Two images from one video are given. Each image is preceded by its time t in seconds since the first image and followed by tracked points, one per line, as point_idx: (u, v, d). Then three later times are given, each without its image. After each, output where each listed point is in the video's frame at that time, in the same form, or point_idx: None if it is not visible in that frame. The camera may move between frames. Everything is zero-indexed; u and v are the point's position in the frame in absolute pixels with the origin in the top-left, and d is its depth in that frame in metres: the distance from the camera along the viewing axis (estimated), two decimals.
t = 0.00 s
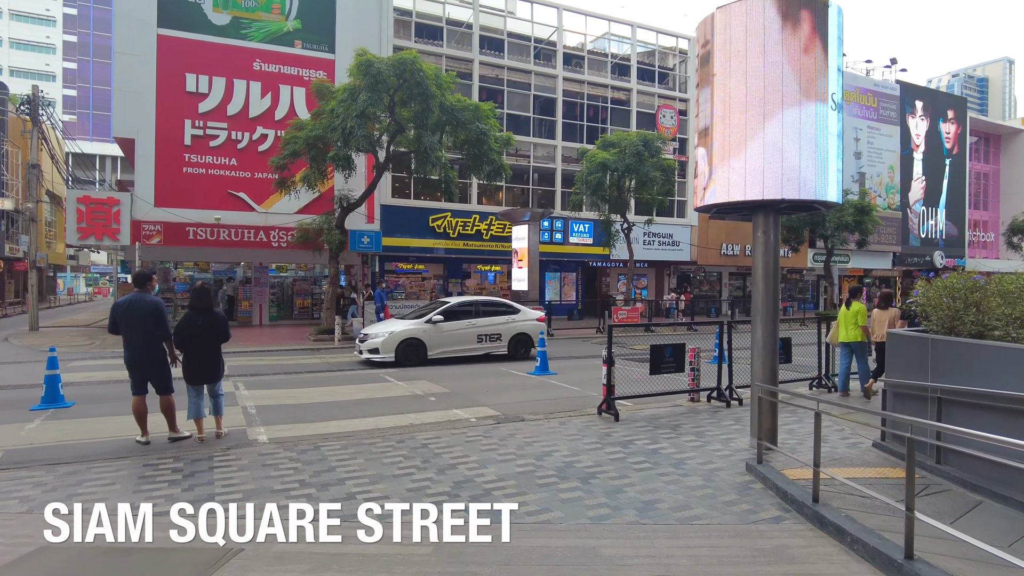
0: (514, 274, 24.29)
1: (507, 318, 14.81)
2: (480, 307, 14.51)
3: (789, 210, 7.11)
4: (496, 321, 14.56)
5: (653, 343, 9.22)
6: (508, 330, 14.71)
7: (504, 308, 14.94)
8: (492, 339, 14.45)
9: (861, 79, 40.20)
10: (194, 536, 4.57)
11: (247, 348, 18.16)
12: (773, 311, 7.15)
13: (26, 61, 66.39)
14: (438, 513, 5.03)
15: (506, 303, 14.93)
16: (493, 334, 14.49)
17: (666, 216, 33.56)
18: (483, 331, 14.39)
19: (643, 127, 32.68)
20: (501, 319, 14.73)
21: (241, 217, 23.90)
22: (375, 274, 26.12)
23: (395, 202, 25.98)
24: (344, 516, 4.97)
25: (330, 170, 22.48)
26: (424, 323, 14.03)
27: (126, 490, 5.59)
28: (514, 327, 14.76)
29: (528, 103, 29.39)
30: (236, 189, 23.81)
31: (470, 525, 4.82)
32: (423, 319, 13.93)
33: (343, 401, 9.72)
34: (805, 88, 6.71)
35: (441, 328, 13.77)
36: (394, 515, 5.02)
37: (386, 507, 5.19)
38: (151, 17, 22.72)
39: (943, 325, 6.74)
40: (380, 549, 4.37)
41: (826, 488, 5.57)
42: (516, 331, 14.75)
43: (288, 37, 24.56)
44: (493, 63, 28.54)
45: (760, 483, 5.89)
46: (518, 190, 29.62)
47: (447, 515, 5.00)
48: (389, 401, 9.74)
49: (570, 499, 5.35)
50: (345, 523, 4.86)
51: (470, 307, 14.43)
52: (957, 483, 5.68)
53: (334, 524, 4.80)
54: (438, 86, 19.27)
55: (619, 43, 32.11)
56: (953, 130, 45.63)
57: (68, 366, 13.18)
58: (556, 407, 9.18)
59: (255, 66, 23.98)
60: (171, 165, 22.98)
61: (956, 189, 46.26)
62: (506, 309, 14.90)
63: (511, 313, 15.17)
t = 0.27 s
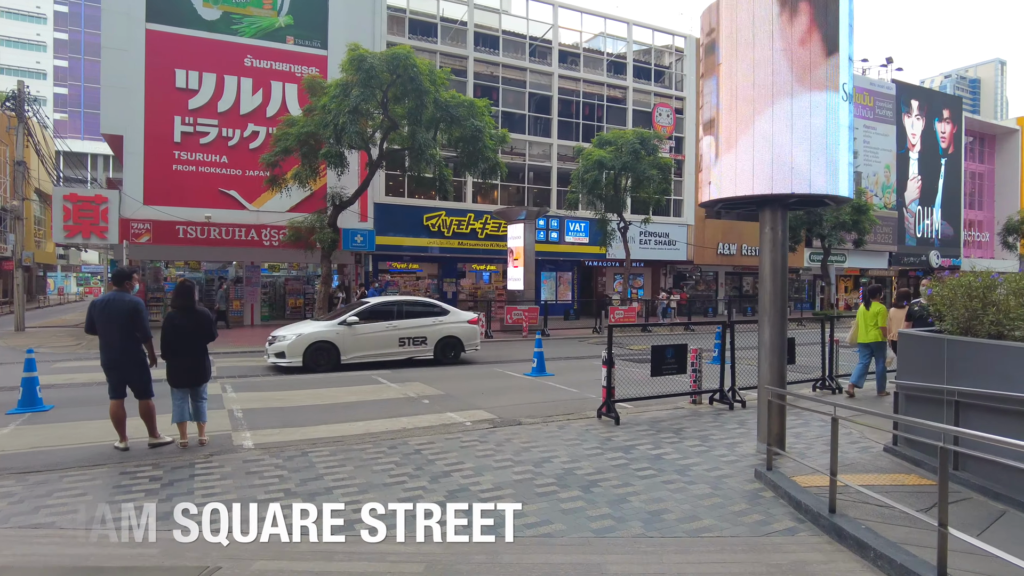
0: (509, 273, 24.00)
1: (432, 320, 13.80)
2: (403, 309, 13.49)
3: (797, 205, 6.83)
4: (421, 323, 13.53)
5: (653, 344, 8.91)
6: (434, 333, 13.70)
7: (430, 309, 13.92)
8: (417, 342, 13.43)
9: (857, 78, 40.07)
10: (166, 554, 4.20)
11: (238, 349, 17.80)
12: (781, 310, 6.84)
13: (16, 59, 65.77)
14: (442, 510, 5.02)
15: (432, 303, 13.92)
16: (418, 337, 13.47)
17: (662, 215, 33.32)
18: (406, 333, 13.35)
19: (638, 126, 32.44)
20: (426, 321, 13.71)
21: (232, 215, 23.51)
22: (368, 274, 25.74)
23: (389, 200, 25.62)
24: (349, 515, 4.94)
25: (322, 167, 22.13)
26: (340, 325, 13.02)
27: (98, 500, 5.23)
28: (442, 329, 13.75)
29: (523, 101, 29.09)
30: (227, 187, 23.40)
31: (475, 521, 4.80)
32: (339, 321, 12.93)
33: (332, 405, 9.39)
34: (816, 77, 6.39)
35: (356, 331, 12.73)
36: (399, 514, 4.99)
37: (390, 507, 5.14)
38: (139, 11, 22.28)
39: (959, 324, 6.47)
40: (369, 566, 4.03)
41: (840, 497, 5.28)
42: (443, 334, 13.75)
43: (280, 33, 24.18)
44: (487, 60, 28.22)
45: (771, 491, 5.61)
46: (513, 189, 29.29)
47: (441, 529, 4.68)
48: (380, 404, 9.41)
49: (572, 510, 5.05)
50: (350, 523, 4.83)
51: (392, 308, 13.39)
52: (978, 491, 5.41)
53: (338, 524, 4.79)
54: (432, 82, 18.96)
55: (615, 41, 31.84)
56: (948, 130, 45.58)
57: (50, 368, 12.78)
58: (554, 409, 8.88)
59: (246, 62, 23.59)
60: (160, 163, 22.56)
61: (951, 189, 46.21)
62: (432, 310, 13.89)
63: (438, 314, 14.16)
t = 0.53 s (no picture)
0: (505, 273, 23.67)
1: (346, 323, 12.65)
2: (311, 309, 12.33)
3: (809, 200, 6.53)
4: (330, 325, 12.39)
5: (655, 345, 8.58)
6: (345, 337, 12.56)
7: (344, 310, 12.76)
8: (325, 346, 12.30)
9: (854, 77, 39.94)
10: None
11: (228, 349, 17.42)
12: (790, 309, 6.55)
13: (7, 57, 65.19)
14: (446, 514, 4.90)
15: (347, 304, 12.76)
16: (327, 342, 12.32)
17: (659, 214, 33.04)
18: (311, 338, 12.20)
19: (635, 124, 32.17)
20: (338, 323, 12.55)
21: (224, 214, 23.09)
22: (361, 273, 25.36)
23: (383, 199, 25.28)
24: (343, 527, 4.66)
25: (315, 164, 21.78)
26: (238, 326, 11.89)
27: (67, 514, 4.86)
28: (354, 333, 12.59)
29: (518, 98, 28.77)
30: (217, 184, 22.97)
31: (478, 525, 4.70)
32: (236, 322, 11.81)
33: (322, 408, 9.05)
34: (829, 64, 6.07)
35: (253, 334, 11.59)
36: (396, 526, 4.68)
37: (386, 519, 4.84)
38: (128, 5, 21.85)
39: (979, 326, 6.19)
40: None
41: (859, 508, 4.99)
42: (356, 338, 12.62)
43: (272, 28, 23.80)
44: (483, 57, 27.89)
45: (785, 501, 5.31)
46: (508, 187, 28.94)
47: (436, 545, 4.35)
48: (372, 407, 9.07)
49: (575, 523, 4.73)
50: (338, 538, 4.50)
51: (297, 308, 12.22)
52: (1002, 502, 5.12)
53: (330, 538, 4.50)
54: (427, 78, 18.64)
55: (612, 38, 31.57)
56: (944, 130, 45.49)
57: (31, 370, 12.36)
58: (552, 413, 8.55)
59: (237, 57, 23.19)
60: (149, 159, 22.11)
61: (947, 189, 46.13)
62: (346, 312, 12.73)
63: (353, 316, 13.03)
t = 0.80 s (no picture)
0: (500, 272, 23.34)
1: (238, 323, 11.61)
2: (196, 309, 11.28)
3: (821, 193, 6.20)
4: (218, 327, 11.38)
5: (657, 345, 8.27)
6: (238, 340, 11.54)
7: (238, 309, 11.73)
8: (212, 350, 11.30)
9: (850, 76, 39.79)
10: None
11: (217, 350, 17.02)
12: (801, 307, 6.29)
13: None
14: (438, 527, 4.53)
15: (238, 302, 11.66)
16: (214, 345, 11.32)
17: (656, 213, 32.77)
18: (196, 340, 11.20)
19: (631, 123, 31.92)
20: (227, 325, 11.51)
21: (214, 212, 22.67)
22: (355, 273, 24.97)
23: (376, 197, 24.90)
24: (328, 541, 4.32)
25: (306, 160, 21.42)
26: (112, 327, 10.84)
27: (30, 526, 4.50)
28: (247, 335, 11.59)
29: (514, 96, 28.47)
30: (207, 182, 22.54)
31: (472, 540, 4.32)
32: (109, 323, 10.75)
33: (311, 410, 8.71)
34: (843, 49, 5.71)
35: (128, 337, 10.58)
36: (386, 538, 4.36)
37: (375, 530, 4.52)
38: None
39: (999, 325, 5.91)
40: None
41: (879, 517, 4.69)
42: (249, 341, 11.57)
43: (264, 24, 23.41)
44: (478, 54, 27.56)
45: (799, 510, 5.01)
46: (504, 186, 28.60)
47: (428, 561, 4.02)
48: (364, 409, 8.74)
49: (578, 534, 4.42)
50: (322, 553, 4.16)
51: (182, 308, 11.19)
52: None
53: (313, 553, 4.14)
54: (421, 73, 18.32)
55: (608, 36, 31.31)
56: (940, 130, 45.41)
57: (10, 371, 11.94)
58: (550, 415, 8.24)
59: (229, 53, 22.79)
60: (137, 156, 21.67)
61: (943, 189, 46.06)
62: (237, 311, 11.65)
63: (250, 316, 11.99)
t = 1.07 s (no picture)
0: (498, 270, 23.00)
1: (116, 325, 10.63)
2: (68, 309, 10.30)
3: (837, 182, 5.87)
4: (91, 330, 10.39)
5: (662, 344, 7.94)
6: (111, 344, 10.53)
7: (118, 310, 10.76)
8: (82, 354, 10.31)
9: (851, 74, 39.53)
10: None
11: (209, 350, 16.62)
12: (816, 302, 5.97)
13: None
14: (435, 541, 4.18)
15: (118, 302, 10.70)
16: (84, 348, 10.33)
17: (655, 211, 32.43)
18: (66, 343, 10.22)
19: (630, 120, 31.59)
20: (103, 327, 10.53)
21: (207, 209, 22.28)
22: (350, 271, 24.58)
23: (373, 194, 24.47)
24: (315, 557, 3.96)
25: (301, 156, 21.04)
26: None
27: None
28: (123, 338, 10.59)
29: (512, 93, 28.10)
30: (200, 178, 22.16)
31: (472, 556, 3.97)
32: None
33: (303, 412, 8.36)
34: (865, 27, 5.35)
35: None
36: (379, 554, 4.00)
37: (367, 545, 4.16)
38: None
39: None
40: None
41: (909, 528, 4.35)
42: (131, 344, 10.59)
43: (257, 18, 23.03)
44: (475, 49, 27.19)
45: (822, 520, 4.67)
46: (502, 184, 28.21)
47: None
48: (358, 411, 8.40)
49: (587, 549, 4.08)
50: (308, 571, 3.80)
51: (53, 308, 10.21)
52: None
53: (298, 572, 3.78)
54: (417, 67, 17.97)
55: (607, 32, 30.96)
56: (940, 128, 45.18)
57: None
58: (552, 417, 7.91)
59: (222, 47, 22.40)
60: (128, 152, 21.24)
61: (943, 187, 45.84)
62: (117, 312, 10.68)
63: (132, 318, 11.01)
